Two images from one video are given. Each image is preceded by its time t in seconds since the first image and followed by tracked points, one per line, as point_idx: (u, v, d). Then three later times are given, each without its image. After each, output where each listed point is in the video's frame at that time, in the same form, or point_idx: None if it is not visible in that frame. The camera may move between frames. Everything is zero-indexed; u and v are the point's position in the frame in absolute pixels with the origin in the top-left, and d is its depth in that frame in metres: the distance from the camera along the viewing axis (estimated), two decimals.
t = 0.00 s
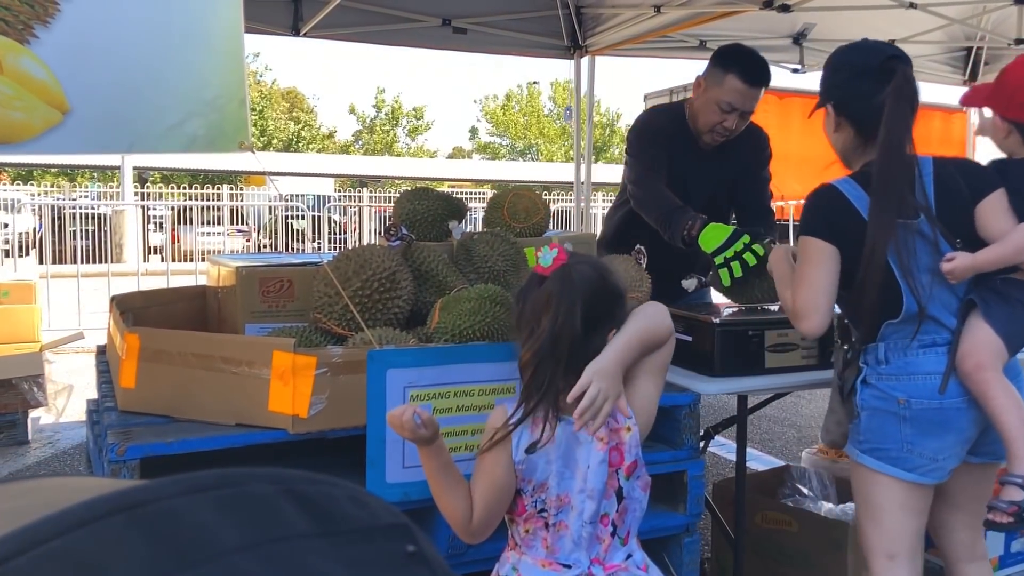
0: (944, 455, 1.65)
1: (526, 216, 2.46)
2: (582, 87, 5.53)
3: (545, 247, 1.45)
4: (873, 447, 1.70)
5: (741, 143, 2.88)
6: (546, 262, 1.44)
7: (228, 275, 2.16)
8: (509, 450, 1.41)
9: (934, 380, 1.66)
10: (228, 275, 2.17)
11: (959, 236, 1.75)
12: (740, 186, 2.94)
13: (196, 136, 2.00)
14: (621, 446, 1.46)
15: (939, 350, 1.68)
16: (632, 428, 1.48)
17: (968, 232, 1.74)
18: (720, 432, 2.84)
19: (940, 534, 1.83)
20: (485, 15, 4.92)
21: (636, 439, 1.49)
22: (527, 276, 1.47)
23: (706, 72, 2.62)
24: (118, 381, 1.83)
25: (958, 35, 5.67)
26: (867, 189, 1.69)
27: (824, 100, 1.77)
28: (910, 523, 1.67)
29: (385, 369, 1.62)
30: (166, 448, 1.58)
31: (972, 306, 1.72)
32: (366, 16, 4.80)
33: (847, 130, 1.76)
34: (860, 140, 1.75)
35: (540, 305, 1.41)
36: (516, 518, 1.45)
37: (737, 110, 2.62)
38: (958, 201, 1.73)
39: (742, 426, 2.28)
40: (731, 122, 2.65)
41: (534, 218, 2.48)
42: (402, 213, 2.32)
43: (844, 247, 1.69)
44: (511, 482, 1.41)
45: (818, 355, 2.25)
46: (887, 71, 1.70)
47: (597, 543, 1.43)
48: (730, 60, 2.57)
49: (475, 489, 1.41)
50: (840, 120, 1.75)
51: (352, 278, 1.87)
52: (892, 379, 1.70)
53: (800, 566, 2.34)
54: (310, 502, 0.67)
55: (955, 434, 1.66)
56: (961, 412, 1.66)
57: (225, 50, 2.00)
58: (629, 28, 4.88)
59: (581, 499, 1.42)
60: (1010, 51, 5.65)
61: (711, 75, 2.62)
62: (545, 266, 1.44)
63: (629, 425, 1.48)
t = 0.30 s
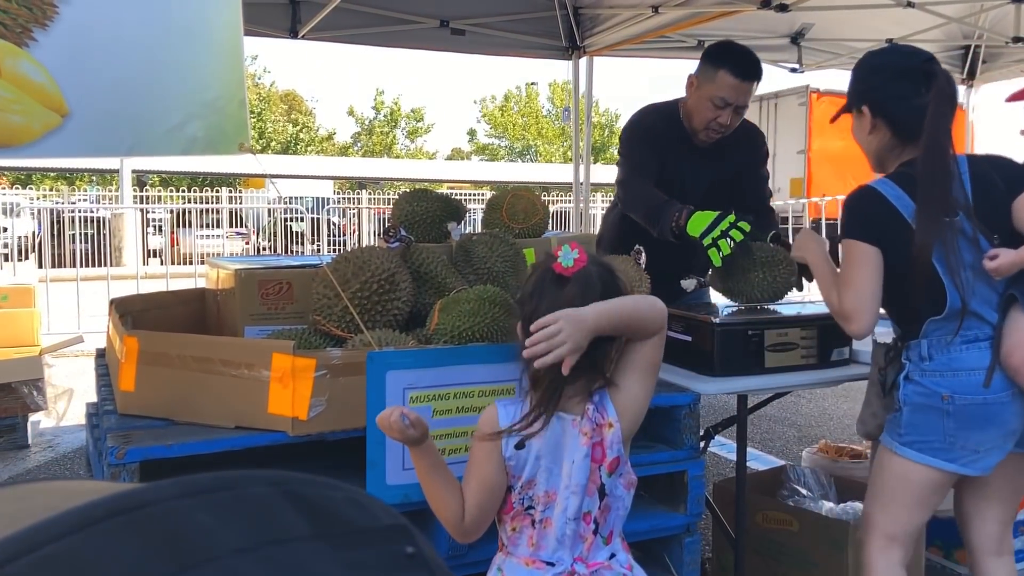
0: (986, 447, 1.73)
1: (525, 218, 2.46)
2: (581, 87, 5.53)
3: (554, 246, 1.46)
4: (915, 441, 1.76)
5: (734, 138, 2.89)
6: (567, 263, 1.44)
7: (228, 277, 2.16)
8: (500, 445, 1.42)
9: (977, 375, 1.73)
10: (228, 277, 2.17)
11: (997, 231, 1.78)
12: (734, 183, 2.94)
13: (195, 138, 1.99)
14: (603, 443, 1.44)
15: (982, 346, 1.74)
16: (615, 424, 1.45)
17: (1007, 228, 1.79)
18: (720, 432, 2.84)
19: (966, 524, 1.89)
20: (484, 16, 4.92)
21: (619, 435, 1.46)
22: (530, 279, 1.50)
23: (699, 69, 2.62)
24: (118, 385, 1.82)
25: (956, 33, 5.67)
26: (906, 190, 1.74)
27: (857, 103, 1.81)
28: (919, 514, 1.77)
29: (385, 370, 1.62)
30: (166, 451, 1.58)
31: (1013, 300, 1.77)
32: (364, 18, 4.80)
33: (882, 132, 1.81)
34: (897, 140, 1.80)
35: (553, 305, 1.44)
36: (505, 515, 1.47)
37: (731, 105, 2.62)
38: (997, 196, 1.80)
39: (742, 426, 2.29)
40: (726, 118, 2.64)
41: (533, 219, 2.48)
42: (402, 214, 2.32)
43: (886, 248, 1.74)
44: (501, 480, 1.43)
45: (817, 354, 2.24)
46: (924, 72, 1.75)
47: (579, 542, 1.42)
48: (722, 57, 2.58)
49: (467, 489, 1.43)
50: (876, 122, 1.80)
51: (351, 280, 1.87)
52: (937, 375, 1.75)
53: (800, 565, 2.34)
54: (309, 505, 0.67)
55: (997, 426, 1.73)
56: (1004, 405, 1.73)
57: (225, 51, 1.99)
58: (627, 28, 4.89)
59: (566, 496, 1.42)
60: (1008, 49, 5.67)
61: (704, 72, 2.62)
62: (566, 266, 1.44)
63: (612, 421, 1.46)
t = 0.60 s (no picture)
0: (989, 444, 1.74)
1: (525, 218, 2.46)
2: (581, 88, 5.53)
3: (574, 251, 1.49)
4: (918, 437, 1.77)
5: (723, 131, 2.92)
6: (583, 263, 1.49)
7: (227, 277, 2.16)
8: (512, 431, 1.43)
9: (979, 371, 1.73)
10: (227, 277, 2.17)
11: (1003, 230, 1.79)
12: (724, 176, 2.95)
13: (197, 138, 1.99)
14: (616, 442, 1.45)
15: (984, 343, 1.75)
16: (629, 425, 1.46)
17: (1013, 226, 1.79)
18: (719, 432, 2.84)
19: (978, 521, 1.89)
20: (484, 17, 4.93)
21: (633, 437, 1.48)
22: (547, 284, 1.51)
23: (679, 60, 2.71)
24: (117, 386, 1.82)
25: (956, 34, 5.68)
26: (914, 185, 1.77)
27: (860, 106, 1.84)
28: (932, 511, 1.79)
29: (385, 371, 1.62)
30: (165, 452, 1.58)
31: (1016, 297, 1.77)
32: (365, 19, 4.80)
33: (879, 135, 1.84)
34: (892, 142, 1.83)
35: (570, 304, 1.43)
36: (510, 503, 1.47)
37: (714, 91, 2.69)
38: (1003, 193, 1.81)
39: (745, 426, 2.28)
40: (710, 104, 2.71)
41: (533, 220, 2.48)
42: (401, 214, 2.32)
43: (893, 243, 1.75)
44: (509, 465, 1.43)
45: (817, 355, 2.24)
46: (904, 74, 1.77)
47: (581, 537, 1.43)
48: (700, 45, 2.68)
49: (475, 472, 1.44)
50: (873, 126, 1.83)
51: (351, 280, 1.87)
52: (939, 371, 1.76)
53: (800, 565, 2.34)
54: (308, 506, 0.67)
55: (1000, 422, 1.74)
56: (1006, 401, 1.74)
57: (226, 50, 2.00)
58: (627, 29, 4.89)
59: (573, 490, 1.42)
60: (1008, 50, 5.68)
61: (684, 62, 2.72)
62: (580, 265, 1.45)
63: (627, 422, 1.47)
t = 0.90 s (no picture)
0: (975, 444, 1.74)
1: (526, 220, 2.45)
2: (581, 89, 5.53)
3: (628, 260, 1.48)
4: (905, 436, 1.80)
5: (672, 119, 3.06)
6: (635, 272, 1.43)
7: (228, 278, 2.16)
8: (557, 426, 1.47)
9: (966, 370, 1.75)
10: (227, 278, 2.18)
11: (994, 229, 1.79)
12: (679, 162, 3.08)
13: (198, 137, 1.99)
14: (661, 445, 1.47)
15: (971, 341, 1.76)
16: (675, 430, 1.48)
17: (1005, 227, 1.79)
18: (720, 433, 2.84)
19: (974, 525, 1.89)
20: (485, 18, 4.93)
21: (678, 441, 1.49)
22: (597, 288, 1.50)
23: (617, 52, 2.91)
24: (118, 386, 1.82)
25: (956, 36, 5.68)
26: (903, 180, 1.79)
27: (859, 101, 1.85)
28: (937, 512, 1.80)
29: (385, 372, 1.63)
30: (166, 452, 1.58)
31: (1007, 298, 1.77)
32: (366, 20, 4.81)
33: (878, 133, 1.85)
34: (889, 140, 1.84)
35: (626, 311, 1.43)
36: (551, 495, 1.51)
37: (654, 74, 2.87)
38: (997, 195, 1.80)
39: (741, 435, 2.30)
40: (653, 87, 2.88)
41: (533, 221, 2.47)
42: (402, 215, 2.32)
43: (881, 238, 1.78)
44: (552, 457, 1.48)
45: (818, 357, 2.24)
46: (903, 74, 1.78)
47: (622, 533, 1.48)
48: (634, 35, 2.89)
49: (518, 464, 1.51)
50: (872, 124, 1.85)
51: (352, 281, 1.87)
52: (925, 369, 1.78)
53: (800, 567, 2.34)
54: (311, 507, 0.67)
55: (987, 422, 1.74)
56: (993, 401, 1.74)
57: (227, 50, 2.00)
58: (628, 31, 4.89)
59: (615, 488, 1.47)
60: (1009, 52, 5.68)
61: (622, 53, 2.91)
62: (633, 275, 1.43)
63: (673, 426, 1.48)
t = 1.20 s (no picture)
0: (970, 445, 1.75)
1: (527, 221, 2.45)
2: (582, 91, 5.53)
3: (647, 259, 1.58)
4: (899, 439, 1.82)
5: (633, 128, 3.25)
6: (658, 276, 1.53)
7: (228, 279, 2.16)
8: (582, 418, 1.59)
9: (956, 370, 1.76)
10: (228, 279, 2.18)
11: (981, 231, 1.82)
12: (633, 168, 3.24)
13: (198, 139, 1.99)
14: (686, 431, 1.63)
15: (962, 342, 1.77)
16: (700, 418, 1.65)
17: (992, 228, 1.82)
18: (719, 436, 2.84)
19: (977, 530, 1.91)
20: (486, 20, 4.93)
21: (701, 428, 1.66)
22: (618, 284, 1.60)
23: (579, 54, 3.13)
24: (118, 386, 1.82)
25: (956, 38, 5.68)
26: (899, 192, 1.79)
27: (851, 102, 1.84)
28: (940, 516, 1.80)
29: (385, 373, 1.63)
30: (166, 453, 1.58)
31: (996, 298, 1.78)
32: (367, 22, 4.82)
33: (874, 130, 1.84)
34: (885, 139, 1.84)
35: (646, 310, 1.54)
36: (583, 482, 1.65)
37: (614, 71, 3.08)
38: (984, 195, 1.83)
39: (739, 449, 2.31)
40: (614, 83, 3.09)
41: (534, 222, 2.47)
42: (403, 217, 2.32)
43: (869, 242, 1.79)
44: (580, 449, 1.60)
45: (818, 358, 2.25)
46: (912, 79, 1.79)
47: (647, 512, 1.63)
48: (591, 37, 3.11)
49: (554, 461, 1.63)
50: (869, 122, 1.83)
51: (352, 282, 1.87)
52: (916, 371, 1.80)
53: (801, 569, 2.34)
54: (311, 508, 0.67)
55: (979, 422, 1.75)
56: (984, 401, 1.75)
57: (227, 52, 2.00)
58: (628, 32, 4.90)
59: (641, 472, 1.60)
60: (1009, 54, 5.69)
61: (583, 56, 3.13)
62: (656, 279, 1.53)
63: (697, 415, 1.65)
